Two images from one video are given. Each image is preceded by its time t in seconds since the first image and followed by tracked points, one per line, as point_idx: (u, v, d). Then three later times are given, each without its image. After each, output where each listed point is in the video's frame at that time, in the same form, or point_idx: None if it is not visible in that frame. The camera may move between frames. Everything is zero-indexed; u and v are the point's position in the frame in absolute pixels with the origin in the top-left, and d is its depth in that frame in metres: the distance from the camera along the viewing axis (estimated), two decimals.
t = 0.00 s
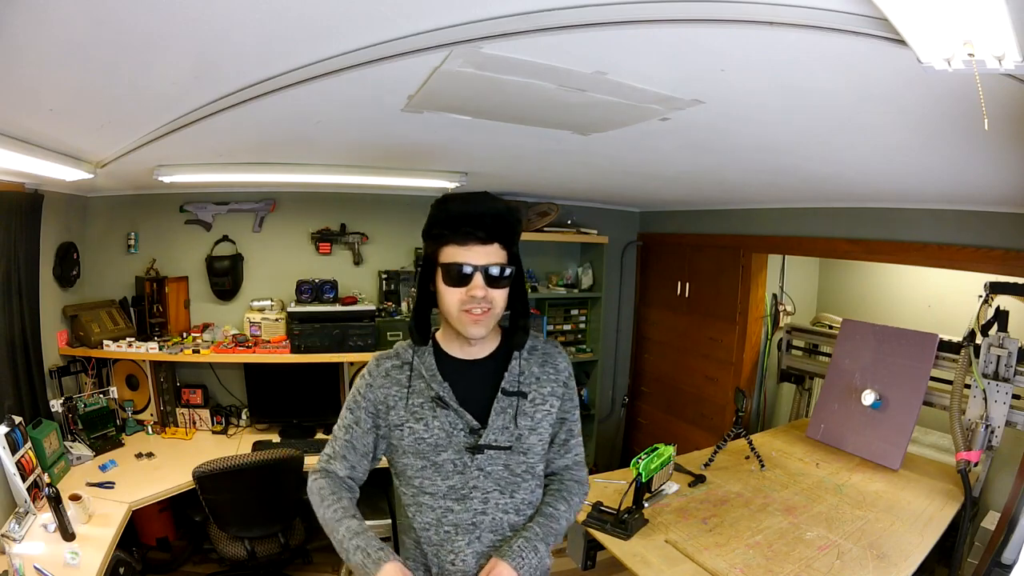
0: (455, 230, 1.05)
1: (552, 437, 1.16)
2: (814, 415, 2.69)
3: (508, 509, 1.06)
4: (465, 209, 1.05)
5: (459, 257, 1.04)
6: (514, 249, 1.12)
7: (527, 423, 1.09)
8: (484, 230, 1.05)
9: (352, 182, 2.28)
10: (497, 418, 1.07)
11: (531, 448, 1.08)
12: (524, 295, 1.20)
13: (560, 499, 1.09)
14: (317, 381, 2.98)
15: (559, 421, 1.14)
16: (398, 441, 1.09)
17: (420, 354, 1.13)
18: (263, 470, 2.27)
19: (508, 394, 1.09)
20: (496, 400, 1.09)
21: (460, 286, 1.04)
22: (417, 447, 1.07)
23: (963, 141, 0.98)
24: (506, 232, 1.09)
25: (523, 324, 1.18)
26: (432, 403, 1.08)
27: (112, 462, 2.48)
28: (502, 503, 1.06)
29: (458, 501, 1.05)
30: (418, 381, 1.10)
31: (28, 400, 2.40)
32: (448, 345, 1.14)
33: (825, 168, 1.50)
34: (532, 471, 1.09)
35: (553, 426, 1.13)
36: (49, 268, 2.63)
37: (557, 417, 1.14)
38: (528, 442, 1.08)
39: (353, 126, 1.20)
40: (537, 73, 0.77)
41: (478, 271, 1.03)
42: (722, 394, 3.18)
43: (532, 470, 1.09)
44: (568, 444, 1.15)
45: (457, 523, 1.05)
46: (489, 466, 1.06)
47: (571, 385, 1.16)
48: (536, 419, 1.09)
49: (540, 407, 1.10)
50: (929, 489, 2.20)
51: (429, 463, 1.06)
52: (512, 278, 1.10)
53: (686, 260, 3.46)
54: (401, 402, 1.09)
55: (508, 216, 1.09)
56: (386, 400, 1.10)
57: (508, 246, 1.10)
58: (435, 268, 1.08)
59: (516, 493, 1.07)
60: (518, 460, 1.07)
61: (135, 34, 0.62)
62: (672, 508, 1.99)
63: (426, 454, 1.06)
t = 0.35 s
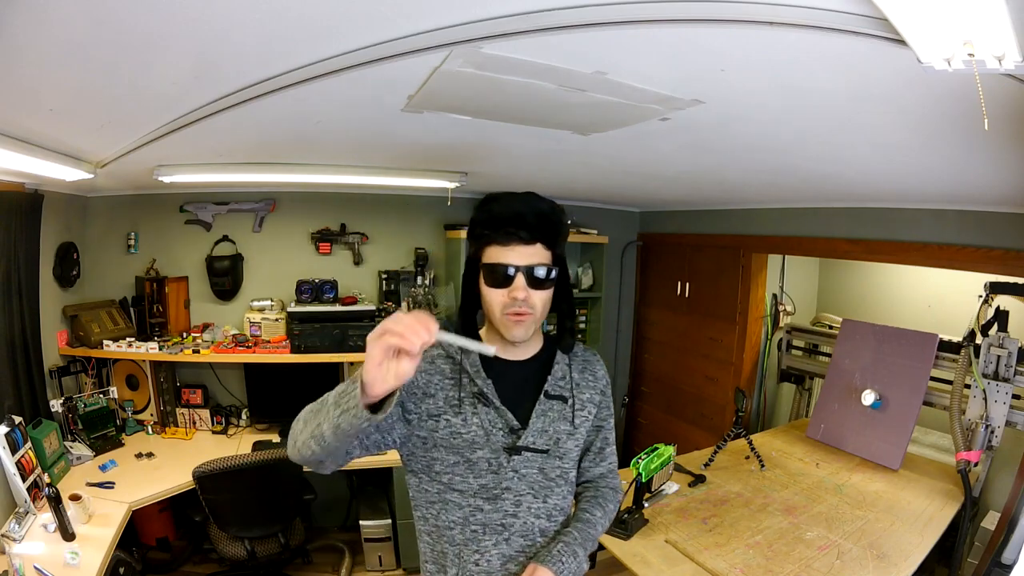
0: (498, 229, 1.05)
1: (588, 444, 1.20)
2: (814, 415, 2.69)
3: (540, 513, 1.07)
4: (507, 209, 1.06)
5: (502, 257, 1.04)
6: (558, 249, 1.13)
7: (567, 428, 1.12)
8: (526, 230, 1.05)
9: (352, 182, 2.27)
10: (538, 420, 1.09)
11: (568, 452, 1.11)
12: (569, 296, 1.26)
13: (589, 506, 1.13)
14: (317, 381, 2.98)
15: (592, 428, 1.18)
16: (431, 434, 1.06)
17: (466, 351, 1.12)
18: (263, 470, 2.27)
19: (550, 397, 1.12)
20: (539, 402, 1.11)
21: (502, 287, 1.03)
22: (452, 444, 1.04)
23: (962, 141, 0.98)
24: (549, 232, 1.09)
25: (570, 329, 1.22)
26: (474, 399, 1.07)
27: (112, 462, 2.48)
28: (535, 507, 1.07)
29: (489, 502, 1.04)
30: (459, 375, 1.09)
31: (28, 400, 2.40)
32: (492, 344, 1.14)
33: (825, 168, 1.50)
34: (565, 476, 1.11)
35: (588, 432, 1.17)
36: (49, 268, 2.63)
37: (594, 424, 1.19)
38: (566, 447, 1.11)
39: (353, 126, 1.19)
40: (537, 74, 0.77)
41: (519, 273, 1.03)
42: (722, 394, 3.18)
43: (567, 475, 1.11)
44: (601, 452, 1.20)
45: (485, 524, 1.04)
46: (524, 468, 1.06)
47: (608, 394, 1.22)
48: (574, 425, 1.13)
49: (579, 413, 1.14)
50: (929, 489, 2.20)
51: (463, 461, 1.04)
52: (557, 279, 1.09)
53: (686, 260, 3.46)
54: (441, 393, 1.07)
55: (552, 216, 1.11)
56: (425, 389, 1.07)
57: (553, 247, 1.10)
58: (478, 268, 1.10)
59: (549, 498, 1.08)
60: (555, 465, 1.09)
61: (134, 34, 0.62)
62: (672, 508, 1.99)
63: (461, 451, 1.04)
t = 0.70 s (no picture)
0: (520, 235, 1.05)
1: (603, 445, 1.22)
2: (814, 415, 2.69)
3: (555, 515, 1.07)
4: (529, 214, 1.05)
5: (524, 265, 1.04)
6: (580, 254, 1.12)
7: (584, 430, 1.12)
8: (549, 237, 1.05)
9: (351, 182, 2.27)
10: (557, 422, 1.09)
11: (584, 454, 1.11)
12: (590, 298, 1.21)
13: (604, 505, 1.15)
14: (318, 381, 2.98)
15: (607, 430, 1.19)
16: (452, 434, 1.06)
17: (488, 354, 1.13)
18: (263, 470, 2.27)
19: (569, 400, 1.11)
20: (558, 405, 1.10)
21: (523, 295, 1.03)
22: (472, 445, 1.05)
23: (962, 141, 0.98)
24: (571, 237, 1.08)
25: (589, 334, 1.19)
26: (493, 401, 1.08)
27: (112, 462, 2.48)
28: (551, 508, 1.07)
29: (505, 503, 1.05)
30: (480, 377, 1.09)
31: (28, 400, 2.40)
32: (510, 347, 1.15)
33: (824, 168, 1.50)
34: (580, 478, 1.12)
35: (603, 434, 1.17)
36: (49, 268, 2.63)
37: (609, 426, 1.20)
38: (582, 449, 1.11)
39: (353, 126, 1.20)
40: (536, 73, 0.77)
41: (541, 282, 1.03)
42: (722, 394, 3.18)
43: (582, 477, 1.11)
44: (615, 453, 1.22)
45: (501, 525, 1.04)
46: (541, 470, 1.06)
47: (624, 396, 1.22)
48: (591, 427, 1.13)
49: (596, 415, 1.14)
50: (929, 489, 2.20)
51: (481, 463, 1.04)
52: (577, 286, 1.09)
53: (686, 260, 3.46)
54: (462, 394, 1.07)
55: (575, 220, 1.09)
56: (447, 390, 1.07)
57: (574, 253, 1.10)
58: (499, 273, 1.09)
59: (564, 500, 1.09)
60: (571, 467, 1.09)
61: (135, 34, 0.62)
62: (672, 508, 1.99)
63: (480, 453, 1.04)
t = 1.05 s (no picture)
0: (521, 226, 1.06)
1: (606, 444, 1.22)
2: (814, 415, 2.69)
3: (557, 514, 1.08)
4: (530, 205, 1.06)
5: (526, 254, 1.04)
6: (581, 247, 1.12)
7: (585, 429, 1.12)
8: (551, 228, 1.06)
9: (351, 182, 2.27)
10: (558, 421, 1.09)
11: (586, 453, 1.11)
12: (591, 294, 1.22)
13: (607, 504, 1.15)
14: (318, 381, 2.98)
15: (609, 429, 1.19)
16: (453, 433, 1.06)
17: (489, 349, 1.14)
18: (263, 470, 2.27)
19: (570, 399, 1.11)
20: (559, 404, 1.10)
21: (525, 284, 1.03)
22: (473, 445, 1.05)
23: (962, 141, 0.98)
24: (573, 230, 1.09)
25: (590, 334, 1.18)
26: (495, 400, 1.08)
27: (112, 462, 2.48)
28: (552, 508, 1.07)
29: (507, 502, 1.05)
30: (481, 376, 1.10)
31: (28, 400, 2.40)
32: (511, 342, 1.14)
33: (824, 169, 1.50)
34: (583, 477, 1.12)
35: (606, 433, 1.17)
36: (49, 268, 2.63)
37: (612, 425, 1.20)
38: (584, 448, 1.11)
39: (353, 126, 1.19)
40: (536, 74, 0.77)
41: (543, 270, 1.02)
42: (722, 394, 3.18)
43: (585, 476, 1.11)
44: (618, 452, 1.22)
45: (503, 525, 1.04)
46: (543, 470, 1.06)
47: (626, 395, 1.22)
48: (593, 426, 1.13)
49: (598, 414, 1.14)
50: (929, 489, 2.20)
51: (483, 462, 1.04)
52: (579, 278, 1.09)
53: (686, 260, 3.46)
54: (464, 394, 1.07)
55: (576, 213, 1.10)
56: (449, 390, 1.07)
57: (575, 245, 1.10)
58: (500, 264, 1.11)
59: (566, 499, 1.09)
60: (573, 466, 1.09)
61: (135, 35, 0.62)
62: (672, 508, 1.99)
63: (482, 453, 1.04)
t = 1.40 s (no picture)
0: (515, 229, 1.05)
1: (599, 442, 1.21)
2: (814, 415, 2.69)
3: (549, 513, 1.08)
4: (526, 208, 1.05)
5: (519, 258, 1.04)
6: (571, 253, 1.13)
7: (574, 428, 1.11)
8: (545, 233, 1.05)
9: (351, 182, 2.27)
10: (545, 421, 1.09)
11: (576, 452, 1.10)
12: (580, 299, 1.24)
13: (600, 501, 1.15)
14: (318, 381, 2.98)
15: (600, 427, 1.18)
16: (440, 436, 1.07)
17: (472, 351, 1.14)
18: (263, 469, 2.27)
19: (557, 398, 1.11)
20: (545, 403, 1.10)
21: (517, 288, 1.03)
22: (461, 447, 1.05)
23: (962, 141, 0.98)
24: (564, 236, 1.09)
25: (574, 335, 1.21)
26: (480, 402, 1.08)
27: (112, 462, 2.48)
28: (544, 507, 1.07)
29: (497, 503, 1.05)
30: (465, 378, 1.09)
31: (28, 400, 2.40)
32: (497, 346, 1.14)
33: (824, 169, 1.51)
34: (575, 475, 1.12)
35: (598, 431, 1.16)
36: (49, 268, 2.63)
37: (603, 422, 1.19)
38: (574, 448, 1.10)
39: (353, 126, 1.19)
40: (536, 74, 0.77)
41: (535, 275, 1.03)
42: (722, 394, 3.18)
43: (577, 474, 1.11)
44: (611, 449, 1.21)
45: (495, 525, 1.05)
46: (533, 470, 1.06)
47: (617, 391, 1.21)
48: (582, 424, 1.12)
49: (587, 412, 1.13)
50: (929, 489, 2.20)
51: (472, 464, 1.04)
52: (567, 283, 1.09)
53: (686, 260, 3.46)
54: (449, 398, 1.07)
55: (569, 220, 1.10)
56: (434, 394, 1.07)
57: (565, 250, 1.11)
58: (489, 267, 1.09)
59: (557, 497, 1.09)
60: (563, 465, 1.09)
61: (135, 35, 0.62)
62: (672, 508, 1.99)
63: (470, 454, 1.04)
